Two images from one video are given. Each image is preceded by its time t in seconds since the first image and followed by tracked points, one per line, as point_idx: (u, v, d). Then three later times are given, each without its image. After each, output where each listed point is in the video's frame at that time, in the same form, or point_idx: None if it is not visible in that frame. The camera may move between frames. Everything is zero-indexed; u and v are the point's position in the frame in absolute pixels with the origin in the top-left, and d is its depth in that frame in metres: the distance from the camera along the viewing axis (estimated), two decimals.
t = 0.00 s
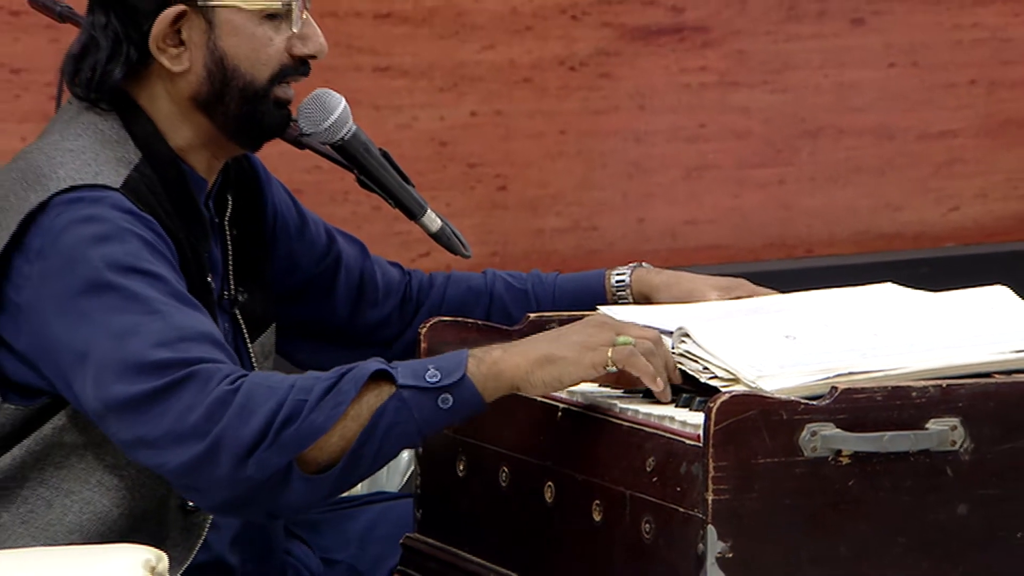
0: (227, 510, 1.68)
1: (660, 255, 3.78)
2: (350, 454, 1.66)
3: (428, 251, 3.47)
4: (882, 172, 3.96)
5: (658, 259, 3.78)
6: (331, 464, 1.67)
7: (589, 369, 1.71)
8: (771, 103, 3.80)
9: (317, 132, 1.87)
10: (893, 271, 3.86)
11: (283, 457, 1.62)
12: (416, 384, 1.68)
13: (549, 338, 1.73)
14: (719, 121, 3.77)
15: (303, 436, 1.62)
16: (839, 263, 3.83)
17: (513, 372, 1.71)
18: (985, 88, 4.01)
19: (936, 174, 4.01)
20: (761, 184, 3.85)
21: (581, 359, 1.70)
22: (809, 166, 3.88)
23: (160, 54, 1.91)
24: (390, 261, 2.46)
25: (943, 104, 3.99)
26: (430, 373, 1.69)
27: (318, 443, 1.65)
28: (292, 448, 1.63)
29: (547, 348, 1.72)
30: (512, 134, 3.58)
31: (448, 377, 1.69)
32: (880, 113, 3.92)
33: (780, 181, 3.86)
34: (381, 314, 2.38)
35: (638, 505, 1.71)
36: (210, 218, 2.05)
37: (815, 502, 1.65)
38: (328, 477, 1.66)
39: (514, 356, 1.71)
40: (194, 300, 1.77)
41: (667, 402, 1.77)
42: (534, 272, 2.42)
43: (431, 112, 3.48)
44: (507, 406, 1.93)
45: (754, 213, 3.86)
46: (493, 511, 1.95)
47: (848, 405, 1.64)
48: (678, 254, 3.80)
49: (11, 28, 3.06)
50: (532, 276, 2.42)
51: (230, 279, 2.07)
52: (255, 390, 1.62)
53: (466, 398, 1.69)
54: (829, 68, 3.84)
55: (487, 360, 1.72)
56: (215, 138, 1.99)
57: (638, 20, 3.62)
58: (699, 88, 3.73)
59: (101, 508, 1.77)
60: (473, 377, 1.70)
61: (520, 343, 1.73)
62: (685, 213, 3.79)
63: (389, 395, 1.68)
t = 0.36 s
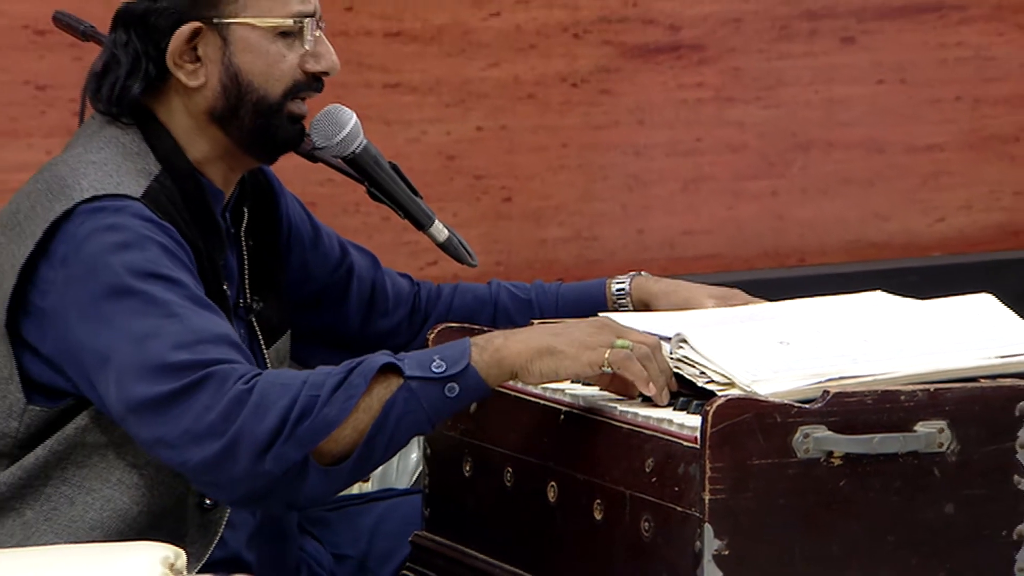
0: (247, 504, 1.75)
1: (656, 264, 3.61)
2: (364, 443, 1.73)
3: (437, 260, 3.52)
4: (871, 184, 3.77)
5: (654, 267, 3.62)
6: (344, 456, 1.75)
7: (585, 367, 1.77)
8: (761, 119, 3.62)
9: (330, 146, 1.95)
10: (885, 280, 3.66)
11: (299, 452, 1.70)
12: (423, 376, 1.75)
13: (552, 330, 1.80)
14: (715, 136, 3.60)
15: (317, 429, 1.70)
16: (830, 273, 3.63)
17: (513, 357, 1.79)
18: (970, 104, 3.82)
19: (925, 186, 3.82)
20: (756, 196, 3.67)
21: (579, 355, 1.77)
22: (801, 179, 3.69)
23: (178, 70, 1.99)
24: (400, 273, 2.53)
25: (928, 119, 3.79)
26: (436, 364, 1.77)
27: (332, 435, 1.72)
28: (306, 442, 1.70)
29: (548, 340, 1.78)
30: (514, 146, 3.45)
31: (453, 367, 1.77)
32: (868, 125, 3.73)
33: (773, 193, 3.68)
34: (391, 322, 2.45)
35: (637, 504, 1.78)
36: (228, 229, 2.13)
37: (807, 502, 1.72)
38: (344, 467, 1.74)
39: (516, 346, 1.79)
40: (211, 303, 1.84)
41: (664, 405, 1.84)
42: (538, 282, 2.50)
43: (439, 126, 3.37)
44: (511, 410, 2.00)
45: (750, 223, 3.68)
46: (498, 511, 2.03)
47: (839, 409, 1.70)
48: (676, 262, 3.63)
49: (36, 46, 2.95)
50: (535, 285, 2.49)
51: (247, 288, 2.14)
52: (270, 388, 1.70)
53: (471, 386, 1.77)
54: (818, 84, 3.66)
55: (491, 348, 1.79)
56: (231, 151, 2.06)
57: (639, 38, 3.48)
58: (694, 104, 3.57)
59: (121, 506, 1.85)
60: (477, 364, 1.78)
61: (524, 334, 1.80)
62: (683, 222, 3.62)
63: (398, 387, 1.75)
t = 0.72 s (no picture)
0: (256, 498, 1.82)
1: (653, 272, 3.68)
2: (368, 440, 1.80)
3: (442, 267, 3.58)
4: (859, 197, 3.81)
5: (651, 274, 3.68)
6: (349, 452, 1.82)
7: (581, 369, 1.82)
8: (754, 133, 3.68)
9: (342, 159, 2.06)
10: (872, 286, 3.69)
11: (306, 447, 1.77)
12: (425, 375, 1.82)
13: (551, 332, 1.86)
14: (708, 149, 3.67)
15: (323, 427, 1.77)
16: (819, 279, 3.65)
17: (513, 358, 1.85)
18: (953, 119, 3.84)
19: (908, 198, 3.84)
20: (748, 206, 3.72)
21: (576, 358, 1.83)
22: (791, 190, 3.74)
23: (188, 83, 2.07)
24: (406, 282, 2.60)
25: (915, 133, 3.81)
26: (438, 364, 1.83)
27: (338, 432, 1.79)
28: (312, 438, 1.77)
29: (547, 343, 1.84)
30: (516, 158, 3.53)
31: (454, 367, 1.83)
32: (856, 138, 3.77)
33: (764, 203, 3.72)
34: (397, 330, 2.53)
35: (633, 503, 1.85)
36: (240, 237, 2.20)
37: (797, 501, 1.79)
38: (348, 464, 1.81)
39: (516, 348, 1.85)
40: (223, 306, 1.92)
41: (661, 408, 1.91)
42: (538, 291, 2.56)
43: (444, 139, 3.46)
44: (512, 411, 2.07)
45: (743, 231, 3.73)
46: (500, 509, 2.10)
47: (828, 411, 1.78)
48: (671, 271, 3.68)
49: (58, 63, 3.03)
50: (536, 293, 2.56)
51: (259, 294, 2.22)
52: (278, 387, 1.77)
53: (471, 386, 1.83)
54: (809, 100, 3.71)
55: (491, 349, 1.86)
56: (241, 162, 2.13)
57: (636, 54, 3.55)
58: (688, 117, 3.64)
59: (138, 501, 1.92)
60: (477, 364, 1.84)
61: (523, 336, 1.86)
62: (676, 231, 3.68)
63: (401, 386, 1.82)
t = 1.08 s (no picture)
0: (267, 495, 1.90)
1: (650, 280, 3.76)
2: (372, 438, 1.88)
3: (447, 274, 3.66)
4: (847, 207, 3.87)
5: (648, 281, 3.75)
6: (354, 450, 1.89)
7: (577, 370, 1.89)
8: (746, 145, 3.76)
9: (352, 170, 2.15)
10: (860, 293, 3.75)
11: (313, 445, 1.85)
12: (427, 376, 1.90)
13: (548, 334, 1.93)
14: (702, 160, 3.74)
15: (329, 426, 1.85)
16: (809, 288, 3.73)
17: (512, 359, 1.92)
18: (936, 132, 3.90)
19: (894, 208, 3.91)
20: (742, 215, 3.79)
21: (572, 361, 1.90)
22: (782, 201, 3.81)
23: (202, 94, 2.14)
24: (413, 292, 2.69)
25: (900, 146, 3.89)
26: (440, 365, 1.91)
27: (343, 431, 1.87)
28: (319, 436, 1.85)
29: (544, 344, 1.91)
30: (517, 169, 3.61)
31: (456, 369, 1.90)
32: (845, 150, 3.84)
33: (756, 212, 3.80)
34: (406, 336, 2.61)
35: (631, 500, 1.92)
36: (254, 244, 2.28)
37: (788, 499, 1.86)
38: (353, 462, 1.89)
39: (515, 350, 1.92)
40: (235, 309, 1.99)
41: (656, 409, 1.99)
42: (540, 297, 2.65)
43: (449, 151, 3.55)
44: (514, 412, 2.15)
45: (738, 240, 3.80)
46: (502, 507, 2.18)
47: (818, 412, 1.85)
48: (668, 278, 3.76)
49: (78, 78, 3.25)
50: (538, 300, 2.64)
51: (273, 299, 2.30)
52: (287, 387, 1.85)
53: (472, 387, 1.91)
54: (799, 113, 3.78)
55: (491, 350, 1.93)
56: (254, 171, 2.21)
57: (633, 69, 3.63)
58: (683, 130, 3.71)
59: (155, 495, 2.00)
60: (477, 366, 1.91)
61: (522, 339, 1.93)
62: (672, 239, 3.76)
63: (404, 387, 1.90)
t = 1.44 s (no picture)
0: (266, 509, 1.98)
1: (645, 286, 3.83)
2: (366, 458, 1.96)
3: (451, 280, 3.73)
4: (834, 215, 3.93)
5: (643, 286, 3.82)
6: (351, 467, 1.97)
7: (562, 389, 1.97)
8: (737, 155, 3.84)
9: (359, 179, 2.21)
10: (845, 297, 3.85)
11: (309, 464, 1.92)
12: (419, 398, 1.97)
13: (534, 357, 2.00)
14: (694, 169, 3.82)
15: (325, 446, 1.92)
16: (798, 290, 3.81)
17: (501, 382, 2.00)
18: (920, 143, 3.96)
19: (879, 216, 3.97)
20: (733, 223, 3.86)
21: (557, 381, 1.97)
22: (770, 208, 3.88)
23: (206, 105, 2.23)
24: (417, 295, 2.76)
25: (884, 156, 3.95)
26: (431, 388, 1.98)
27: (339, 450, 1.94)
28: (316, 456, 1.92)
29: (530, 366, 1.99)
30: (518, 178, 3.71)
31: (446, 392, 1.98)
32: (831, 161, 3.90)
33: (747, 220, 3.87)
34: (408, 339, 2.68)
35: (627, 497, 1.99)
36: (264, 250, 2.36)
37: (778, 496, 1.93)
38: (348, 480, 1.97)
39: (502, 372, 2.00)
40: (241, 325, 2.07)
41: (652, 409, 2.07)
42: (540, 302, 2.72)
43: (452, 161, 3.65)
44: (513, 414, 2.22)
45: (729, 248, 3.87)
46: (504, 505, 2.25)
47: (806, 412, 1.92)
48: (662, 284, 3.84)
49: (96, 91, 3.42)
50: (538, 305, 2.71)
51: (281, 304, 2.37)
52: (286, 407, 1.92)
53: (461, 409, 1.99)
54: (788, 125, 3.85)
55: (479, 373, 2.01)
56: (264, 175, 2.28)
57: (628, 83, 3.72)
58: (677, 141, 3.80)
59: (168, 492, 2.07)
60: (466, 389, 1.99)
61: (510, 362, 2.01)
62: (666, 246, 3.84)
63: (396, 409, 1.97)
